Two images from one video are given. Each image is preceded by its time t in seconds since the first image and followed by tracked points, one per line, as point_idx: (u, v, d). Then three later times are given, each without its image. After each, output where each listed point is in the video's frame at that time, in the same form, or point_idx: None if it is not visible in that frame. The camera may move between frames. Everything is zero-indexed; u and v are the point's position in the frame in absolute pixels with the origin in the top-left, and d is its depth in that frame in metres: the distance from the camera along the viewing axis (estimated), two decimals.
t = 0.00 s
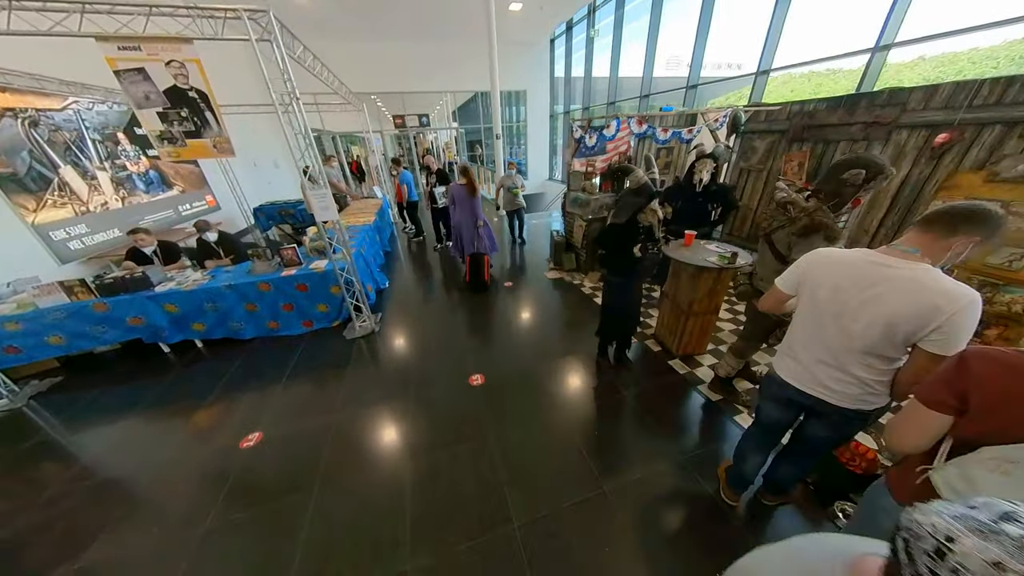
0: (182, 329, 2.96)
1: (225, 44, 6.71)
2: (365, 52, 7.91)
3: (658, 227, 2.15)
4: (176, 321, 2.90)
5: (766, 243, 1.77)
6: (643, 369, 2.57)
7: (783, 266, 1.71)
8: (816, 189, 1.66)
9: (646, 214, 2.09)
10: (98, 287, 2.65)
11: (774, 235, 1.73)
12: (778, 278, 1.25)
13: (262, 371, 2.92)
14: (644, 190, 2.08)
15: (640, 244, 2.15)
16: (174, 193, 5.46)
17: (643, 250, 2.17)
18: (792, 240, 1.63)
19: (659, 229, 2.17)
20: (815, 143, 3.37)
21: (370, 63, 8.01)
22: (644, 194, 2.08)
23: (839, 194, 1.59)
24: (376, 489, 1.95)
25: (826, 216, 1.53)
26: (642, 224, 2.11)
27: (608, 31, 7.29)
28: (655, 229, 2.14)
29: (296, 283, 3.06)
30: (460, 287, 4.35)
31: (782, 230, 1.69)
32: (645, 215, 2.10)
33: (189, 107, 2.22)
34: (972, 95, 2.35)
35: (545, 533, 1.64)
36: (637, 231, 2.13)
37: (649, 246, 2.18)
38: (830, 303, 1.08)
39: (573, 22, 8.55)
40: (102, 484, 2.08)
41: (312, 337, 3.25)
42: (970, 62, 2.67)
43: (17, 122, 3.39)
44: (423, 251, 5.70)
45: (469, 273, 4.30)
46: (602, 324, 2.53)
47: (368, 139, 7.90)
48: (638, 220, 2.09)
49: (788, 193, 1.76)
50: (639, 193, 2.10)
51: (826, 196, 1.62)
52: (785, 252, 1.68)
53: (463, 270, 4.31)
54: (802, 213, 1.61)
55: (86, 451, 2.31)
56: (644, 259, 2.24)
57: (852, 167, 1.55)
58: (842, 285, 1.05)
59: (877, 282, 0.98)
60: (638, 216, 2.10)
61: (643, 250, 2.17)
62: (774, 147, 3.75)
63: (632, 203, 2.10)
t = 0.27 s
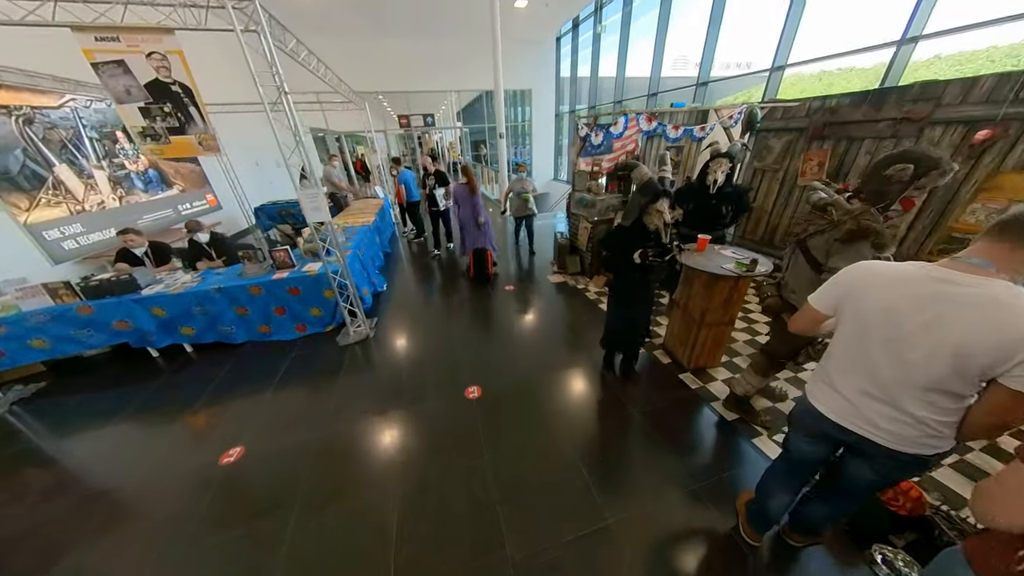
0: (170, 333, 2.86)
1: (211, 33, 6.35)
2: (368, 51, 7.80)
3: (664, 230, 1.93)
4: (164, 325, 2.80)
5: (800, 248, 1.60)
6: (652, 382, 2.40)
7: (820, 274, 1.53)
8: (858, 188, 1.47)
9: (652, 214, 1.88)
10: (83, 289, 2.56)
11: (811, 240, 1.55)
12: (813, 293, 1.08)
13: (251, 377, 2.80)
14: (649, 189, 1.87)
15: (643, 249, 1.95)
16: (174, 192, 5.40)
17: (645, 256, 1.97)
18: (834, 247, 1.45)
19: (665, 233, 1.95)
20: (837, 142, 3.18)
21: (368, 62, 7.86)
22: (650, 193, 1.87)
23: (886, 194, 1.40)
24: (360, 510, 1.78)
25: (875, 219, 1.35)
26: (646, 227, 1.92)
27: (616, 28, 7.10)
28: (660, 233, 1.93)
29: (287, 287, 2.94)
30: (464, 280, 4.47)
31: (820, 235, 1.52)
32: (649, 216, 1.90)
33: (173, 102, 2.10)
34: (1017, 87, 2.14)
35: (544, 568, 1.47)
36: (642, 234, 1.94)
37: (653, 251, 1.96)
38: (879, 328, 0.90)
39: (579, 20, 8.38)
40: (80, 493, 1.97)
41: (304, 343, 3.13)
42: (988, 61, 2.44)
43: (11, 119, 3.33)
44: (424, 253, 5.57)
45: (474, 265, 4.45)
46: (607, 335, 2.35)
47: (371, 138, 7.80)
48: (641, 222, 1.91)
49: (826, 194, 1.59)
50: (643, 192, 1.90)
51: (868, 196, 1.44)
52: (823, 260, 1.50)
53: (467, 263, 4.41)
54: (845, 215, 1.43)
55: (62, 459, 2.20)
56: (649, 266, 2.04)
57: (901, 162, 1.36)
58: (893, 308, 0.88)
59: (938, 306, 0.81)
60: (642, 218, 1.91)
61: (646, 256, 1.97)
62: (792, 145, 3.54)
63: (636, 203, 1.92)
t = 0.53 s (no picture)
0: (152, 335, 2.75)
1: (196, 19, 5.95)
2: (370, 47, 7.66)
3: (664, 231, 1.69)
4: (145, 327, 2.69)
5: (840, 251, 1.44)
6: (657, 395, 2.21)
7: (863, 283, 1.35)
8: (920, 183, 1.26)
9: (653, 210, 1.66)
10: (59, 289, 2.45)
11: (855, 242, 1.38)
12: (853, 311, 0.90)
13: (233, 381, 2.67)
14: (652, 181, 1.67)
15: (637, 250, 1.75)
16: (171, 189, 5.33)
17: (639, 259, 1.75)
18: (880, 252, 1.26)
19: (666, 234, 1.71)
20: (862, 137, 2.96)
21: (367, 60, 7.66)
22: (652, 186, 1.66)
23: (954, 190, 1.18)
24: (333, 533, 1.63)
25: (933, 221, 1.14)
26: (644, 225, 1.71)
27: (624, 23, 6.84)
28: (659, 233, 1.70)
29: (273, 288, 2.81)
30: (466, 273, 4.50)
31: (865, 237, 1.34)
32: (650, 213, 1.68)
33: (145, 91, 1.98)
34: None
35: None
36: (642, 233, 1.73)
37: (651, 254, 1.73)
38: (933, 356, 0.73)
39: (586, 16, 8.16)
40: (45, 502, 1.86)
41: (291, 346, 2.99)
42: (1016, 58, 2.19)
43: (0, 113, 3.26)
44: (423, 253, 5.42)
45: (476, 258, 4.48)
46: (606, 347, 2.14)
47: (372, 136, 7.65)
48: (640, 220, 1.71)
49: (878, 189, 1.38)
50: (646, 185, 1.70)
51: (932, 193, 1.22)
52: (866, 266, 1.33)
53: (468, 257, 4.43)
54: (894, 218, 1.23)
55: (28, 466, 2.08)
56: (649, 272, 1.80)
57: (972, 152, 1.15)
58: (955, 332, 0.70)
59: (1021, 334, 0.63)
60: (640, 215, 1.70)
61: (641, 259, 1.75)
62: (811, 142, 3.31)
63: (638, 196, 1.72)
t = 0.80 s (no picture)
0: (133, 335, 2.65)
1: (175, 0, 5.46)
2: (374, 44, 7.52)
3: (664, 228, 1.49)
4: (125, 327, 2.59)
5: (899, 250, 1.25)
6: (663, 410, 2.02)
7: (923, 286, 1.16)
8: (1009, 169, 1.05)
9: (653, 203, 1.46)
10: (36, 287, 2.36)
11: (914, 239, 1.19)
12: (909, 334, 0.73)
13: (214, 384, 2.55)
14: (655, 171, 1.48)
15: (634, 248, 1.56)
16: (170, 185, 5.27)
17: (633, 258, 1.55)
18: (946, 249, 1.07)
19: (666, 231, 1.50)
20: (890, 131, 2.72)
21: (368, 57, 7.54)
22: (654, 175, 1.47)
23: None
24: (298, 559, 1.47)
25: (1017, 212, 0.94)
26: (643, 220, 1.52)
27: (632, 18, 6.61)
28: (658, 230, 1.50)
29: (257, 288, 2.69)
30: (466, 266, 4.55)
31: (927, 232, 1.15)
32: (651, 206, 1.48)
33: (115, 77, 1.85)
34: None
35: None
36: (641, 229, 1.54)
37: (649, 254, 1.53)
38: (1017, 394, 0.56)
39: (593, 11, 7.95)
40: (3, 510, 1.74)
41: (278, 348, 2.87)
42: None
43: None
44: (421, 252, 5.29)
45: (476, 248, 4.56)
46: (606, 359, 1.93)
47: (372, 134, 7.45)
48: (639, 214, 1.52)
49: (949, 176, 1.19)
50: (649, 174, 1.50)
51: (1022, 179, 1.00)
52: (928, 268, 1.14)
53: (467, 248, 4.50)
54: (965, 211, 1.04)
55: None
56: (647, 274, 1.59)
57: None
58: None
59: None
60: (640, 207, 1.51)
61: (636, 258, 1.55)
62: (833, 136, 3.07)
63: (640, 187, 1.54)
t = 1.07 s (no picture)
0: (110, 332, 2.55)
1: None
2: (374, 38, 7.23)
3: (664, 220, 1.29)
4: (101, 324, 2.49)
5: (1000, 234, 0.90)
6: (666, 425, 1.82)
7: None
8: None
9: (652, 191, 1.27)
10: (6, 281, 2.26)
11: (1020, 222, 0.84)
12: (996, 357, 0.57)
13: (191, 384, 2.43)
14: (656, 154, 1.29)
15: (630, 243, 1.38)
16: (167, 180, 5.20)
17: (627, 254, 1.38)
18: None
19: (665, 225, 1.31)
20: (923, 120, 2.47)
21: (367, 50, 7.29)
22: (654, 160, 1.28)
23: None
24: None
25: None
26: (640, 211, 1.34)
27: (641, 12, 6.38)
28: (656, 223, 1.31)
29: (238, 285, 2.56)
30: (463, 265, 4.40)
31: None
32: (649, 194, 1.30)
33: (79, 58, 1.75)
34: None
35: None
36: (639, 222, 1.36)
37: (646, 250, 1.34)
38: None
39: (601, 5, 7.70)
40: None
41: (260, 348, 2.75)
42: None
43: None
44: (418, 250, 5.15)
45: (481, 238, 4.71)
46: (603, 368, 1.74)
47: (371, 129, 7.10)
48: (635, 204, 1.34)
49: None
50: (649, 158, 1.31)
51: None
52: None
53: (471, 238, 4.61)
54: None
55: None
56: (646, 274, 1.40)
57: None
58: None
59: None
60: (637, 197, 1.33)
61: (630, 254, 1.37)
62: (856, 128, 2.82)
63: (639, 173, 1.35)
